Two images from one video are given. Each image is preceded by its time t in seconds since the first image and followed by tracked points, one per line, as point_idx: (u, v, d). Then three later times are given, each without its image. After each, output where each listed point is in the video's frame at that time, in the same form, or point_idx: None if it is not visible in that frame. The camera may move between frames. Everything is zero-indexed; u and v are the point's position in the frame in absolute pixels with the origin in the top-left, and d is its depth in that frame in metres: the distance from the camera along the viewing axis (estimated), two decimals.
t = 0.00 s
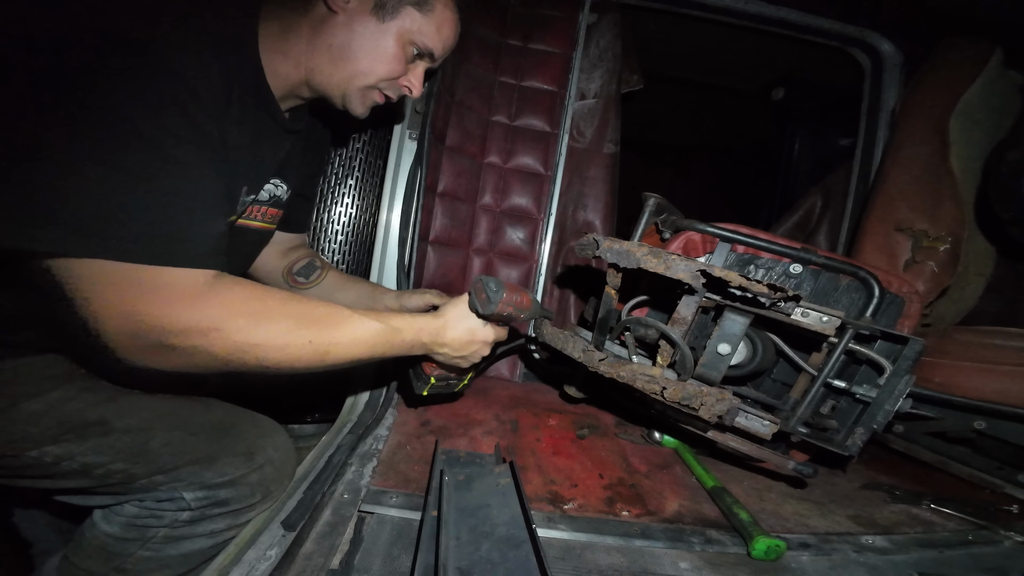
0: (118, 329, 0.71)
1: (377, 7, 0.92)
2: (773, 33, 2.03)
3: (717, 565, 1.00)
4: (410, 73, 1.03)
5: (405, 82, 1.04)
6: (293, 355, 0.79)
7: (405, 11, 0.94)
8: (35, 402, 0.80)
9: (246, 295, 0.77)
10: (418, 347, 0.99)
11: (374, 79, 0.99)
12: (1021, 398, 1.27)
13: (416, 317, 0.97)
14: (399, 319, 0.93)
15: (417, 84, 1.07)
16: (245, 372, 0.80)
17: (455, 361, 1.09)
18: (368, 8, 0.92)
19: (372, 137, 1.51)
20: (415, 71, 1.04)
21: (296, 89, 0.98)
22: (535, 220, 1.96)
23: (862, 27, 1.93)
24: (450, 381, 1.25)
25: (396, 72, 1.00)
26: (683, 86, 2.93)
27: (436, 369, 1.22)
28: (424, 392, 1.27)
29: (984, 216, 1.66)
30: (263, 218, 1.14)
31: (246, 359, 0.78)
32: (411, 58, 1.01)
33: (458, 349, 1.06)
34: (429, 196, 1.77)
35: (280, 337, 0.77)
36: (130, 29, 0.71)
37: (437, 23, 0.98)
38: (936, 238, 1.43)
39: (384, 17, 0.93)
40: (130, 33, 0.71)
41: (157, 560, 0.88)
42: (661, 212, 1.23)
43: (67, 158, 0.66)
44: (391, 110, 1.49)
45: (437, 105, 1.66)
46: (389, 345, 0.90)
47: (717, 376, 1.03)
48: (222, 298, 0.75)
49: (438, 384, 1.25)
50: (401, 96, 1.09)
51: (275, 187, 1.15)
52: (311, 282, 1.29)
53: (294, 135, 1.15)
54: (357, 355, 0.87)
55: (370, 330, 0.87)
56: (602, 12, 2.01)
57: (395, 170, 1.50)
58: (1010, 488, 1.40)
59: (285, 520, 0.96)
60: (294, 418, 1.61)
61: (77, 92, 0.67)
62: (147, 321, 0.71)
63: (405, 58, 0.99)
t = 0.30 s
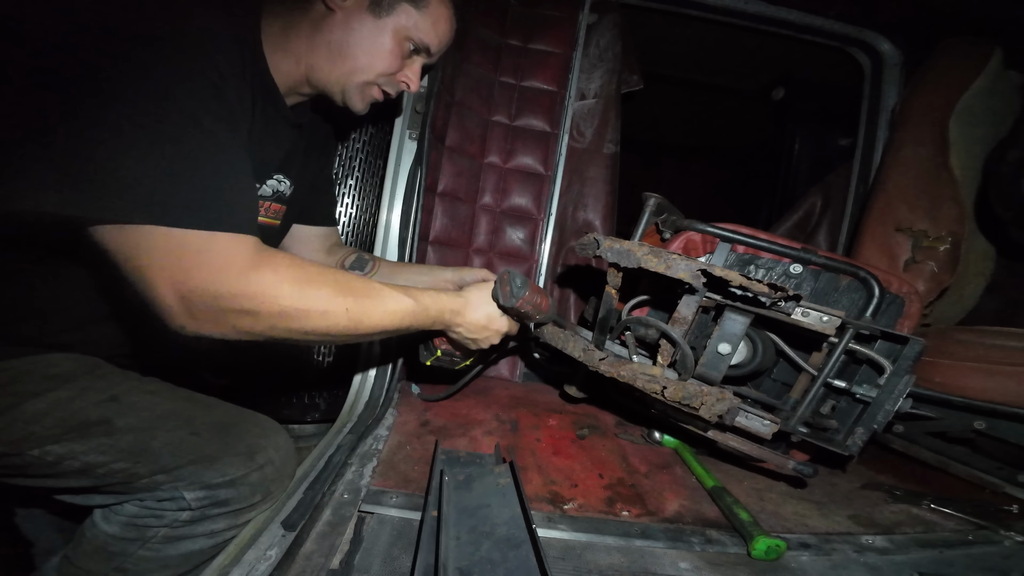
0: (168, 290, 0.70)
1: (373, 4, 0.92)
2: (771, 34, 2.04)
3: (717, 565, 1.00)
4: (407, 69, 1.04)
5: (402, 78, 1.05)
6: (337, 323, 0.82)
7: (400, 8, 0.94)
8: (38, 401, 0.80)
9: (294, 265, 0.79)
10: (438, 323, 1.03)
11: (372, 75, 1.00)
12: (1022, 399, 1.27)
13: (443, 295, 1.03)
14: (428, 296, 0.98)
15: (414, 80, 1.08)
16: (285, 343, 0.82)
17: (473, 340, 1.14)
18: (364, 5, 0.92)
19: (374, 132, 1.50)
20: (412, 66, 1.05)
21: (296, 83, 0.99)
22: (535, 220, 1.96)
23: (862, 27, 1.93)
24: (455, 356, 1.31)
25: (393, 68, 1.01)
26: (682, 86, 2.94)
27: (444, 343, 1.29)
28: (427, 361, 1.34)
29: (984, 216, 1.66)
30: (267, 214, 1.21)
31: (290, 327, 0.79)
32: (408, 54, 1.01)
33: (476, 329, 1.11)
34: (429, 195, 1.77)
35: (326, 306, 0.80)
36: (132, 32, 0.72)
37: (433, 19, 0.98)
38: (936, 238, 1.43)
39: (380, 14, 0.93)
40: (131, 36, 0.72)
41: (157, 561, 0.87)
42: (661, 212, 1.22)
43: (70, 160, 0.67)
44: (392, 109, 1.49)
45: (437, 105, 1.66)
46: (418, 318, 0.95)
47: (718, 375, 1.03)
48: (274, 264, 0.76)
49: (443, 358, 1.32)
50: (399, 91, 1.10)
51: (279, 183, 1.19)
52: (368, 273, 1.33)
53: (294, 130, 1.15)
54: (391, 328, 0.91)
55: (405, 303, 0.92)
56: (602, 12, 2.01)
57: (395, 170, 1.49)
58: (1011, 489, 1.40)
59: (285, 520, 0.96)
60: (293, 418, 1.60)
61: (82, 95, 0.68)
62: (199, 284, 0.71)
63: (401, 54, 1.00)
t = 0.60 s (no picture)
0: (189, 280, 0.72)
1: (369, 2, 0.93)
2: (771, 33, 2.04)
3: (716, 565, 1.00)
4: (405, 65, 1.04)
5: (401, 74, 1.05)
6: (351, 312, 0.83)
7: (396, 5, 0.94)
8: (41, 400, 0.81)
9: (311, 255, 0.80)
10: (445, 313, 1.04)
11: (370, 73, 0.99)
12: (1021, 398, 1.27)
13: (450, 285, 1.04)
14: (436, 287, 0.99)
15: (413, 77, 1.07)
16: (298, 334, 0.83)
17: (478, 332, 1.14)
18: (360, 4, 0.92)
19: (373, 129, 1.50)
20: (410, 63, 1.05)
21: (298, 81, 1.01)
22: (535, 220, 1.96)
23: (862, 27, 1.93)
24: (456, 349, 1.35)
25: (391, 65, 1.00)
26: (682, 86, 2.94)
27: (447, 336, 1.30)
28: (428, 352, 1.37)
29: (984, 216, 1.66)
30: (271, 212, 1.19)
31: (307, 316, 0.80)
32: (405, 50, 1.01)
33: (481, 321, 1.12)
34: (429, 196, 1.77)
35: (342, 295, 0.81)
36: (134, 33, 0.72)
37: (429, 15, 0.98)
38: (936, 238, 1.43)
39: (376, 11, 0.93)
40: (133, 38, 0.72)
41: (157, 559, 0.88)
42: (661, 212, 1.22)
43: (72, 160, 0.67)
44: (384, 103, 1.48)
45: (437, 105, 1.66)
46: (427, 307, 0.96)
47: (717, 376, 1.03)
48: (291, 254, 0.78)
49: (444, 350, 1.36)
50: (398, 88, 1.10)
51: (283, 180, 1.19)
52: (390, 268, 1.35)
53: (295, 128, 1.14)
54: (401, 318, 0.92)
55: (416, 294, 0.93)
56: (602, 12, 2.01)
57: (394, 170, 1.48)
58: (1010, 488, 1.40)
59: (285, 520, 0.96)
60: (293, 417, 1.59)
61: (85, 96, 0.68)
62: (216, 272, 0.72)
63: (398, 51, 0.99)
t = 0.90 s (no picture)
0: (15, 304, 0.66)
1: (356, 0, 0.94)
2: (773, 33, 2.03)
3: (717, 565, 1.00)
4: (393, 61, 0.98)
5: (388, 72, 0.99)
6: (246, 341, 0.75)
7: None
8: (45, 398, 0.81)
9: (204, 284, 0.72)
10: (365, 337, 0.86)
11: (354, 69, 0.97)
12: (1021, 399, 1.27)
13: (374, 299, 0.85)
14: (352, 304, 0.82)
15: (403, 77, 1.01)
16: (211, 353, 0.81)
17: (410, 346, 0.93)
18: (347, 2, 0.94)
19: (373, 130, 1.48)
20: (400, 61, 0.99)
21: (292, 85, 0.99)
22: (535, 220, 1.96)
23: (862, 27, 1.93)
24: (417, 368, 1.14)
25: (376, 57, 0.96)
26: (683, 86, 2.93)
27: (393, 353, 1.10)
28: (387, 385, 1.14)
29: (984, 216, 1.66)
30: (275, 218, 1.14)
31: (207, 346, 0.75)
32: (392, 45, 0.97)
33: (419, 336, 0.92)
34: (429, 195, 1.77)
35: (233, 326, 0.72)
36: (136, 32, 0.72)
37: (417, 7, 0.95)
38: (936, 238, 1.43)
39: (362, 7, 0.94)
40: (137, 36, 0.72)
41: (157, 558, 0.87)
42: (661, 212, 1.24)
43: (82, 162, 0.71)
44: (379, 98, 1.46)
45: (437, 105, 1.66)
46: (334, 330, 0.82)
47: (718, 376, 1.03)
48: (176, 284, 0.71)
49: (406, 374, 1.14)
50: (389, 92, 1.04)
51: (285, 188, 1.14)
52: (313, 267, 1.24)
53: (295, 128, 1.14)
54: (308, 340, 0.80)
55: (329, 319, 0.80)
56: (602, 12, 2.01)
57: (394, 169, 1.50)
58: (1010, 488, 1.40)
59: (285, 520, 0.97)
60: (293, 418, 1.58)
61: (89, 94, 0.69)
62: (45, 291, 0.65)
63: (380, 45, 0.96)
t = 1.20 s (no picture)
0: None
1: None
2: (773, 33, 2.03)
3: (717, 565, 1.00)
4: (359, 46, 0.90)
5: (354, 58, 0.91)
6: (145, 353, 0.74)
7: None
8: (47, 394, 0.81)
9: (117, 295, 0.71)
10: (272, 355, 0.87)
11: (319, 56, 0.89)
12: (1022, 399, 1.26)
13: (289, 319, 0.87)
14: (262, 323, 0.84)
15: (375, 63, 0.93)
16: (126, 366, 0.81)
17: (320, 364, 0.95)
18: None
19: (372, 129, 1.49)
20: (370, 44, 0.90)
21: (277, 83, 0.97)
22: (535, 220, 1.96)
23: (862, 27, 1.93)
24: (345, 423, 1.02)
25: (339, 43, 0.88)
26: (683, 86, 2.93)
27: (305, 395, 0.99)
28: (301, 439, 1.01)
29: (984, 216, 1.66)
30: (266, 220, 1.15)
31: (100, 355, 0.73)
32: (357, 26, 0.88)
33: (331, 356, 0.94)
34: (429, 196, 1.77)
35: (140, 340, 0.72)
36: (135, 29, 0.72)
37: None
38: (936, 238, 1.43)
39: None
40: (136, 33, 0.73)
41: (156, 558, 0.87)
42: (661, 212, 1.24)
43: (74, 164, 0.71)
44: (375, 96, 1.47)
45: (437, 105, 1.66)
46: (246, 348, 0.82)
47: (718, 376, 1.03)
48: (92, 296, 0.68)
49: (327, 427, 1.01)
50: (362, 80, 0.96)
51: (281, 189, 1.16)
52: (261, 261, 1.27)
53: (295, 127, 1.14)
54: (213, 356, 0.81)
55: (241, 338, 0.81)
56: (602, 12, 2.01)
57: (394, 170, 1.47)
58: (1010, 488, 1.40)
59: (285, 520, 0.97)
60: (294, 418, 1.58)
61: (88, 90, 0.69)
62: None
63: (345, 28, 0.87)
